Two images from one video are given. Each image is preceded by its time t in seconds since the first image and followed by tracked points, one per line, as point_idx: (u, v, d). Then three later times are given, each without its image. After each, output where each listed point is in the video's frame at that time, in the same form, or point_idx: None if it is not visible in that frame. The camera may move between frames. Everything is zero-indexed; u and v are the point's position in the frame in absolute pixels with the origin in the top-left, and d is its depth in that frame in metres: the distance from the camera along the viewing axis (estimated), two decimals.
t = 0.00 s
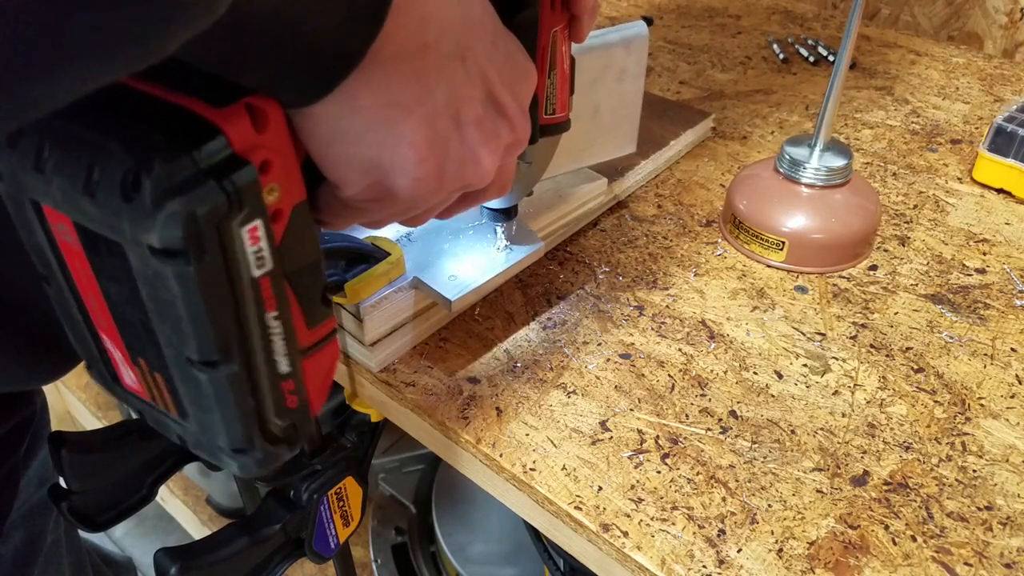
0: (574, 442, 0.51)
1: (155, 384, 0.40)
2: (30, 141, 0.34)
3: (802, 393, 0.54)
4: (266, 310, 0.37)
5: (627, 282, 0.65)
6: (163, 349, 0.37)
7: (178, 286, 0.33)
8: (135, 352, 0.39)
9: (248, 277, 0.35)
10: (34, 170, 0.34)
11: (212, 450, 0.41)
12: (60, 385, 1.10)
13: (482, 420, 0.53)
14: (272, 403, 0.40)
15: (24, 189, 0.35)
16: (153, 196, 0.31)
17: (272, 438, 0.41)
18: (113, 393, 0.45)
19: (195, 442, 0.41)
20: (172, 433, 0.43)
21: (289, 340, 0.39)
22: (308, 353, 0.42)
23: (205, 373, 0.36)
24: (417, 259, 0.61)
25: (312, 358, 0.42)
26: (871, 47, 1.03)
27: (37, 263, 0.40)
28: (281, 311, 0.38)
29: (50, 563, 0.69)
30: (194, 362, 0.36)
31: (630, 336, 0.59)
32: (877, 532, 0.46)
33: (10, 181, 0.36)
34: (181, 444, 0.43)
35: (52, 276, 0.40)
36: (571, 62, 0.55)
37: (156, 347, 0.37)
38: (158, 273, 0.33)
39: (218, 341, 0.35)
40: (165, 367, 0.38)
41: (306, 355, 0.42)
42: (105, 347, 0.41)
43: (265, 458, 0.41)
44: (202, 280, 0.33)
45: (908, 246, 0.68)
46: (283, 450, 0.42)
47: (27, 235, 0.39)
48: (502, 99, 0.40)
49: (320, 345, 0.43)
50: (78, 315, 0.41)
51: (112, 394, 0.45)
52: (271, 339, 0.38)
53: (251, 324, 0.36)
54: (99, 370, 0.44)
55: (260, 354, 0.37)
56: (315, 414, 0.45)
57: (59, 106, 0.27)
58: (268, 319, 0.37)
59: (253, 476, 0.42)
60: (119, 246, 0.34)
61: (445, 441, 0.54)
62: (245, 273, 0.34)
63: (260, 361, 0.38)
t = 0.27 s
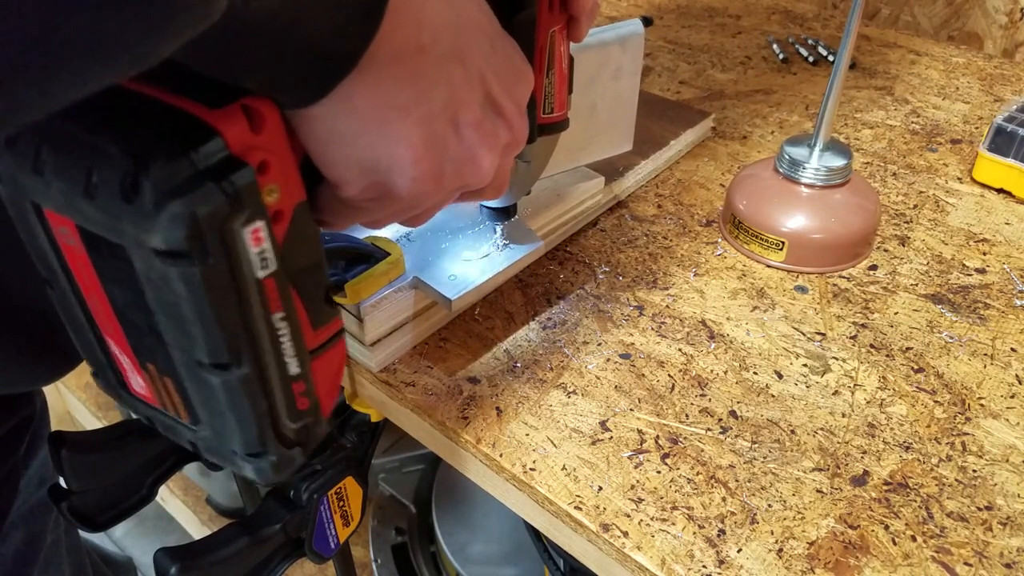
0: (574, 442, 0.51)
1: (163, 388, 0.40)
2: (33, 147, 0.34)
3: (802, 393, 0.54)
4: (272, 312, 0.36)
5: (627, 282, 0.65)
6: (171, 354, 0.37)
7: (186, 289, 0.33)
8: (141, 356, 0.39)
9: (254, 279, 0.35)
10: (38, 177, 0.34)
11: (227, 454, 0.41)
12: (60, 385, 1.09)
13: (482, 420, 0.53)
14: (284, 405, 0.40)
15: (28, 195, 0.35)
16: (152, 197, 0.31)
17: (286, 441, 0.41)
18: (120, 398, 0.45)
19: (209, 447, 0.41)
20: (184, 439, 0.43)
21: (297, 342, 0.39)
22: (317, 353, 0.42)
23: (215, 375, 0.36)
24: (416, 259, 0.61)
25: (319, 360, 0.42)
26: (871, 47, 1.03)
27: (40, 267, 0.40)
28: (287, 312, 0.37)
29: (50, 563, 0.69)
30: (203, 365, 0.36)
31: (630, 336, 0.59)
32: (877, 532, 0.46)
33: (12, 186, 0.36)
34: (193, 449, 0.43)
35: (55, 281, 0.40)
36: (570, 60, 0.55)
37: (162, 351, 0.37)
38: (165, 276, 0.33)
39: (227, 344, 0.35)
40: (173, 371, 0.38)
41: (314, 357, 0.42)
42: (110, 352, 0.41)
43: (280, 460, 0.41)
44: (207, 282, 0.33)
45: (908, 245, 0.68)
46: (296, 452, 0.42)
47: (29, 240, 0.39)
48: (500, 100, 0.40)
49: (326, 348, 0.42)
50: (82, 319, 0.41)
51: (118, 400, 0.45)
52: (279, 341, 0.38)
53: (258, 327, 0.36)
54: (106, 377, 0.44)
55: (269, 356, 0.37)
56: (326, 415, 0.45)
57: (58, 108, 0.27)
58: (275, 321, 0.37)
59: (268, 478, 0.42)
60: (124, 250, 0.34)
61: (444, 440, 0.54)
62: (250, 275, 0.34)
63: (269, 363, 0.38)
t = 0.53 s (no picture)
0: (574, 442, 0.51)
1: (149, 376, 0.40)
2: (26, 133, 0.34)
3: (801, 393, 0.54)
4: (257, 303, 0.36)
5: (627, 282, 0.65)
6: (156, 342, 0.37)
7: (167, 277, 0.33)
8: (129, 344, 0.39)
9: (240, 271, 0.35)
10: (31, 161, 0.34)
11: (206, 443, 0.41)
12: (60, 385, 1.10)
13: (482, 420, 0.53)
14: (265, 396, 0.40)
15: (21, 180, 0.35)
16: (141, 187, 0.31)
17: (265, 432, 0.41)
18: (110, 386, 0.45)
19: (190, 435, 0.41)
20: (167, 426, 0.43)
21: (281, 334, 0.39)
22: (302, 348, 0.42)
23: (197, 365, 0.36)
24: (417, 259, 0.61)
25: (305, 353, 0.42)
26: (871, 47, 1.03)
27: (34, 254, 0.40)
28: (273, 304, 0.38)
29: (50, 563, 0.69)
30: (185, 355, 0.36)
31: (630, 336, 0.59)
32: (878, 532, 0.46)
33: (7, 172, 0.36)
34: (176, 438, 0.43)
35: (49, 268, 0.40)
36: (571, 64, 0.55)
37: (149, 340, 0.37)
38: (149, 264, 0.33)
39: (209, 334, 0.35)
40: (157, 359, 0.38)
41: (298, 350, 0.42)
42: (100, 339, 0.41)
43: (258, 452, 0.41)
44: (191, 272, 0.33)
45: (908, 245, 0.68)
46: (277, 444, 0.42)
47: (23, 226, 0.39)
48: (498, 100, 0.40)
49: (313, 341, 0.43)
50: (73, 306, 0.41)
51: (108, 388, 0.45)
52: (263, 333, 0.38)
53: (242, 317, 0.36)
54: (96, 363, 0.44)
55: (252, 346, 0.37)
56: (309, 409, 0.45)
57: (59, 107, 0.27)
58: (261, 312, 0.37)
59: (247, 470, 0.42)
60: (113, 238, 0.34)
61: (444, 440, 0.54)
62: (235, 266, 0.34)
63: (252, 354, 0.38)
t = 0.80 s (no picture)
0: (574, 442, 0.51)
1: (141, 375, 0.40)
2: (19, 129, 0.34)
3: (801, 393, 0.54)
4: (247, 306, 0.36)
5: (627, 282, 0.65)
6: (147, 342, 0.37)
7: (156, 281, 0.33)
8: (121, 342, 0.39)
9: (229, 274, 0.35)
10: (22, 159, 0.34)
11: (198, 443, 0.41)
12: (60, 385, 1.09)
13: (481, 420, 0.53)
14: (257, 398, 0.40)
15: (14, 176, 0.35)
16: (129, 190, 0.31)
17: (258, 433, 0.41)
18: (104, 382, 0.45)
19: (183, 434, 0.41)
20: (161, 425, 0.43)
21: (272, 336, 0.39)
22: (296, 348, 0.42)
23: (187, 366, 0.36)
24: (417, 259, 0.61)
25: (296, 356, 0.42)
26: (871, 47, 1.03)
27: (30, 251, 0.40)
28: (263, 307, 0.37)
29: (51, 563, 0.69)
30: (175, 356, 0.36)
31: (630, 336, 0.59)
32: (878, 532, 0.46)
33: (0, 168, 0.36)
34: (170, 436, 0.43)
35: (44, 265, 0.40)
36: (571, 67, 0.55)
37: (140, 339, 0.37)
38: (138, 267, 0.33)
39: (197, 335, 0.35)
40: (150, 359, 0.38)
41: (291, 351, 0.42)
42: (94, 336, 0.41)
43: (251, 453, 0.41)
44: (178, 274, 0.33)
45: (908, 245, 0.68)
46: (270, 445, 0.42)
47: (18, 221, 0.39)
48: (491, 107, 0.40)
49: (303, 343, 0.42)
50: (68, 304, 0.41)
51: (103, 384, 0.45)
52: (253, 335, 0.38)
53: (231, 321, 0.36)
54: (90, 358, 0.44)
55: (242, 349, 0.37)
56: (303, 407, 0.45)
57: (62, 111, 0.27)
58: (251, 316, 0.37)
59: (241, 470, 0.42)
60: (104, 239, 0.34)
61: (444, 440, 0.54)
62: (224, 269, 0.34)
63: (242, 356, 0.38)
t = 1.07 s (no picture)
0: (574, 442, 0.51)
1: (158, 383, 0.40)
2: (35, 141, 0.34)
3: (802, 393, 0.54)
4: (269, 309, 0.37)
5: (627, 282, 0.65)
6: (167, 347, 0.36)
7: (182, 284, 0.33)
8: (138, 351, 0.39)
9: (253, 276, 0.35)
10: (40, 169, 0.34)
11: (215, 449, 0.41)
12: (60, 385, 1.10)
13: (482, 420, 0.53)
14: (276, 402, 0.40)
15: (31, 188, 0.35)
16: (158, 193, 0.31)
17: (275, 438, 0.41)
18: (117, 393, 0.45)
19: (199, 441, 0.41)
20: (175, 433, 0.42)
21: (291, 339, 0.39)
22: (311, 351, 0.42)
23: (209, 371, 0.36)
24: (417, 259, 0.61)
25: (312, 358, 0.43)
26: (871, 47, 1.03)
27: (42, 262, 0.40)
28: (284, 310, 0.38)
29: (51, 562, 0.69)
30: (197, 360, 0.36)
31: (630, 336, 0.59)
32: (877, 532, 0.46)
33: (16, 180, 0.36)
34: (185, 444, 0.43)
35: (56, 276, 0.40)
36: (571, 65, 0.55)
37: (159, 346, 0.37)
38: (163, 271, 0.32)
39: (222, 340, 0.35)
40: (169, 365, 0.38)
41: (308, 354, 0.42)
42: (109, 346, 0.41)
43: (269, 458, 0.41)
44: (206, 278, 0.32)
45: (908, 246, 0.68)
46: (286, 450, 0.42)
47: (32, 233, 0.38)
48: (504, 104, 0.40)
49: (320, 346, 0.43)
50: (81, 313, 0.41)
51: (116, 394, 0.45)
52: (275, 337, 0.38)
53: (255, 323, 0.36)
54: (103, 369, 0.44)
55: (264, 353, 0.37)
56: (317, 413, 0.45)
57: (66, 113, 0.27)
58: (272, 318, 0.37)
59: (257, 475, 0.42)
60: (127, 246, 0.34)
61: (444, 440, 0.54)
62: (248, 272, 0.34)
63: (265, 360, 0.38)
